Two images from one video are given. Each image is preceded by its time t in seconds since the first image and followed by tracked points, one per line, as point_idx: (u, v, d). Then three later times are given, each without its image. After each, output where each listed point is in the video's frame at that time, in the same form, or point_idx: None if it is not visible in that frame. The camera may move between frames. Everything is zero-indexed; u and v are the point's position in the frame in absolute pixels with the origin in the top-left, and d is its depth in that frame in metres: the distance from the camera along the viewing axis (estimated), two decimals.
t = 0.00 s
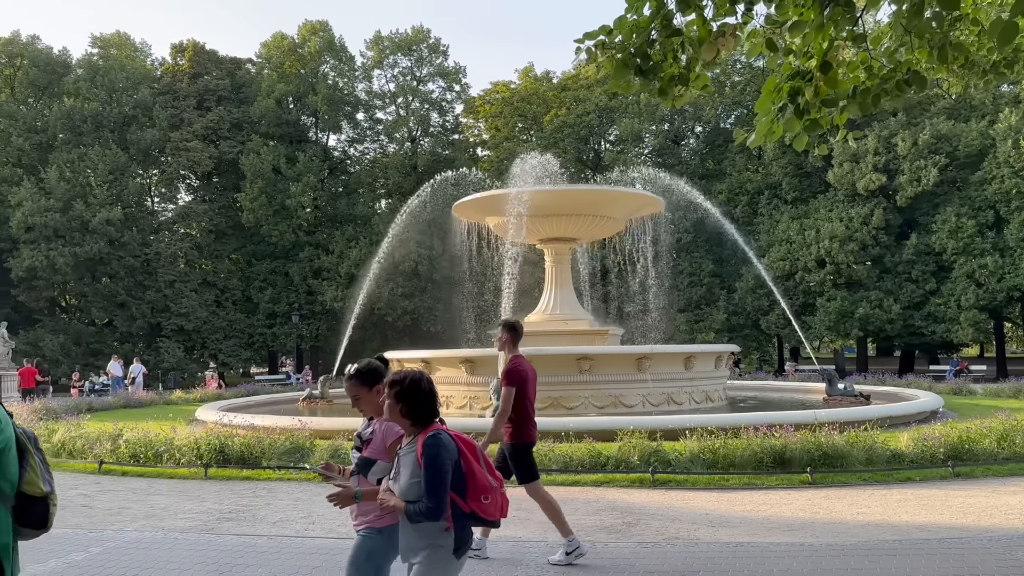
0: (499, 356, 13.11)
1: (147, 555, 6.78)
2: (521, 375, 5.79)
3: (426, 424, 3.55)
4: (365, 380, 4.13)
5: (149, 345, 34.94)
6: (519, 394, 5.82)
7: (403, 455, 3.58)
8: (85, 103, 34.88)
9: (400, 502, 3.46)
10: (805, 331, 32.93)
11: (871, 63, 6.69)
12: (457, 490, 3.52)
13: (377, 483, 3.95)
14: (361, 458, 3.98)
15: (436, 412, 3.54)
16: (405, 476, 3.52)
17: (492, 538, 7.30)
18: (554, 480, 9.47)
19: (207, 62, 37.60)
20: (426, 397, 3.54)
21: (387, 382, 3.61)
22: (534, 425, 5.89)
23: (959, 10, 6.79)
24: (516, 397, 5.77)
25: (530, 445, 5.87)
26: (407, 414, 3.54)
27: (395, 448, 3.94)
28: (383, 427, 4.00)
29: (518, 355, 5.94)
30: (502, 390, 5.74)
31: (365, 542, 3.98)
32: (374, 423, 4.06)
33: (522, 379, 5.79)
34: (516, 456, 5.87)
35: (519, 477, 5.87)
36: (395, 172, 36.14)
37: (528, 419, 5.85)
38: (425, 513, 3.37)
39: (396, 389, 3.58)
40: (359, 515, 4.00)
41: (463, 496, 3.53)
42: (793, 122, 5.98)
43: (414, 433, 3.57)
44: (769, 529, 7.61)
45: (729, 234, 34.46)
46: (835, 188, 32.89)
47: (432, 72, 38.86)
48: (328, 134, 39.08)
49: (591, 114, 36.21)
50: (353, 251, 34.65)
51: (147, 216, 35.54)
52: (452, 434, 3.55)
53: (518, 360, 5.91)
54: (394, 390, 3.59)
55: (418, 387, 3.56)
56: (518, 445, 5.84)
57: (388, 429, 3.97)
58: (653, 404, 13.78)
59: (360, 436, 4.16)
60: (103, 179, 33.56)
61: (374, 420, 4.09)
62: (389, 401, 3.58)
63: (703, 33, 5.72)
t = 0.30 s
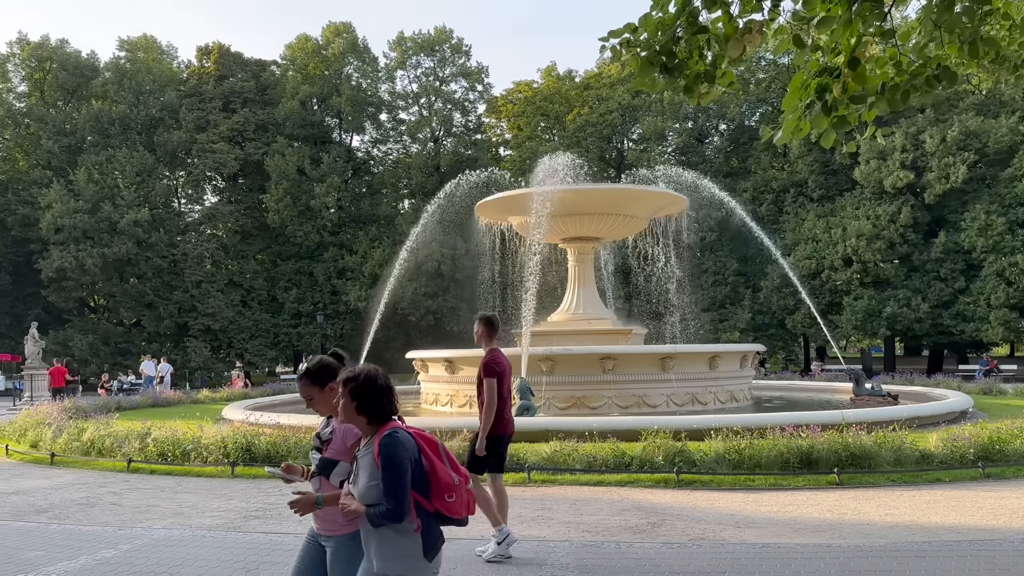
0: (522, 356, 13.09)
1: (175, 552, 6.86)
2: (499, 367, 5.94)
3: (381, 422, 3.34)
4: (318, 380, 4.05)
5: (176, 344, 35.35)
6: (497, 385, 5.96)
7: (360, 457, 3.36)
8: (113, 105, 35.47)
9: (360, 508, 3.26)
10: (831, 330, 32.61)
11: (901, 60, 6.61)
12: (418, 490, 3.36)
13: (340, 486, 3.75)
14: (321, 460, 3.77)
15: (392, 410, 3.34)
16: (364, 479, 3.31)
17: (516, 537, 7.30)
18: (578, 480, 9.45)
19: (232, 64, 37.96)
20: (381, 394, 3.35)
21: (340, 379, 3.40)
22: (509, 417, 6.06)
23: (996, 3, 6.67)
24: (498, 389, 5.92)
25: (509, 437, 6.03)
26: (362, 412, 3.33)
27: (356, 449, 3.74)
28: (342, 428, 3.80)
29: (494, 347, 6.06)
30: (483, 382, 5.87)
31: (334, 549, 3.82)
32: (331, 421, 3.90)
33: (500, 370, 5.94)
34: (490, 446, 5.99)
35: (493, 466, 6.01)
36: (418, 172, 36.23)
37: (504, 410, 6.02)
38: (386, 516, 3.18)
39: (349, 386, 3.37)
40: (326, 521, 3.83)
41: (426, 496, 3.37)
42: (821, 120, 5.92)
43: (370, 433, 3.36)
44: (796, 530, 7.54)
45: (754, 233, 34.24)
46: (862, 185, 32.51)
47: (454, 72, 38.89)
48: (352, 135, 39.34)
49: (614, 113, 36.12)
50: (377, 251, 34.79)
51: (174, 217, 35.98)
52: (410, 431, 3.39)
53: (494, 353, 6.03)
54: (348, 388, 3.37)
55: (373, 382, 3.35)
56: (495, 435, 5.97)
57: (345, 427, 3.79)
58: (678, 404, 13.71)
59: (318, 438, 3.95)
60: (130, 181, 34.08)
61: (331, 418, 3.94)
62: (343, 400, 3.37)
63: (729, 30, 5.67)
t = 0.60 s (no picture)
0: (545, 355, 13.06)
1: (203, 550, 6.90)
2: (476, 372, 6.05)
3: (333, 423, 3.26)
4: (263, 385, 3.74)
5: (202, 344, 35.71)
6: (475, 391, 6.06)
7: (308, 458, 3.29)
8: (139, 108, 35.95)
9: (304, 511, 3.18)
10: (858, 329, 32.34)
11: (932, 55, 6.52)
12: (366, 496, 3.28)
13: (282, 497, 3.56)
14: (263, 469, 3.57)
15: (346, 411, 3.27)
16: (311, 481, 3.22)
17: (540, 537, 7.30)
18: (601, 479, 9.42)
19: (257, 66, 38.27)
20: (336, 394, 3.28)
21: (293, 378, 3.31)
22: (487, 421, 6.18)
23: None
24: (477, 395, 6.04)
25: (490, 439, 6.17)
26: (315, 412, 3.25)
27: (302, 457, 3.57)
28: (287, 435, 3.60)
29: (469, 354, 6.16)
30: (462, 390, 5.97)
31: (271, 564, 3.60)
32: (277, 429, 3.65)
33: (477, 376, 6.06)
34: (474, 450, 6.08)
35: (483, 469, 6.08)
36: (440, 172, 36.30)
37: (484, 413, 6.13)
38: (331, 520, 3.10)
39: (303, 384, 3.29)
40: (263, 535, 3.60)
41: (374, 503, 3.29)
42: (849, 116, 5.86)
43: (321, 434, 3.28)
44: (823, 531, 7.47)
45: (779, 231, 34.01)
46: (888, 183, 32.11)
47: (476, 72, 38.91)
48: (375, 135, 39.54)
49: (636, 111, 36.04)
50: (400, 251, 34.90)
51: (200, 218, 36.36)
52: (363, 434, 3.31)
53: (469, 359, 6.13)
54: (301, 387, 3.28)
55: (328, 382, 3.28)
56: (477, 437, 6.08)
57: (296, 435, 3.58)
58: (702, 404, 13.64)
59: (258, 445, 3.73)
60: (157, 182, 34.48)
61: (277, 426, 3.68)
62: (296, 398, 3.28)
63: (757, 26, 5.62)
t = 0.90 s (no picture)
0: (566, 355, 13.03)
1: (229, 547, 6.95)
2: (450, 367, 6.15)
3: (291, 425, 3.20)
4: (216, 379, 3.75)
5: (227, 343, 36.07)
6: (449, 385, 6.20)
7: (265, 463, 3.19)
8: (165, 110, 36.36)
9: (261, 517, 3.09)
10: (884, 328, 32.01)
11: (963, 50, 6.42)
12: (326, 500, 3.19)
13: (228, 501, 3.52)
14: (210, 472, 3.55)
15: (302, 411, 3.20)
16: (268, 486, 3.12)
17: (564, 537, 7.28)
18: (624, 479, 9.37)
19: (280, 68, 38.57)
20: (294, 395, 3.21)
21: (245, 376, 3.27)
22: (463, 414, 6.26)
23: None
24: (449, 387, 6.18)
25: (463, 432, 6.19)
26: (270, 413, 3.19)
27: (251, 459, 3.52)
28: (233, 437, 3.57)
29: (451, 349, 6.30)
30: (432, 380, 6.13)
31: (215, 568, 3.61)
32: (222, 431, 3.63)
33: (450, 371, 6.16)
34: (439, 445, 6.19)
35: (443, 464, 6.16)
36: (461, 172, 36.34)
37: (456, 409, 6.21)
38: (290, 526, 3.02)
39: (259, 385, 3.23)
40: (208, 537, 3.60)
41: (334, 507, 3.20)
42: (877, 112, 5.78)
43: (278, 436, 3.20)
44: (851, 532, 7.39)
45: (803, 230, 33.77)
46: (915, 179, 31.69)
47: (497, 72, 38.89)
48: (396, 136, 39.67)
49: (658, 109, 35.94)
50: (422, 251, 34.99)
51: (225, 219, 36.72)
52: (322, 437, 3.23)
53: (448, 353, 6.25)
54: (255, 387, 3.22)
55: (284, 383, 3.22)
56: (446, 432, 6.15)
57: (243, 439, 3.54)
58: (725, 403, 13.55)
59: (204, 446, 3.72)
60: (182, 184, 34.87)
61: (222, 427, 3.66)
62: (251, 398, 3.22)
63: (782, 22, 5.55)
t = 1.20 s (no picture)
0: (588, 354, 13.02)
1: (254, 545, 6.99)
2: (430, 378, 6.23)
3: (232, 431, 3.00)
4: (161, 380, 3.56)
5: (251, 343, 36.39)
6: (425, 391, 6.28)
7: (201, 470, 2.99)
8: (189, 112, 36.70)
9: (196, 527, 2.91)
10: (910, 327, 31.65)
11: (993, 44, 6.35)
12: (267, 512, 3.03)
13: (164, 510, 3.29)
14: (145, 479, 3.32)
15: (246, 418, 3.01)
16: (205, 494, 2.93)
17: (587, 537, 7.26)
18: (647, 479, 9.34)
19: (302, 69, 38.90)
20: (236, 401, 3.01)
21: (186, 379, 3.05)
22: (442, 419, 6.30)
23: None
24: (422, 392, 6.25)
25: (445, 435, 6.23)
26: (211, 418, 2.98)
27: (189, 466, 3.30)
28: (172, 443, 3.35)
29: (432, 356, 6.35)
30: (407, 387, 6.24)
31: None
32: (160, 436, 3.41)
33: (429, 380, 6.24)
34: (425, 448, 6.24)
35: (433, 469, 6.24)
36: (482, 172, 36.35)
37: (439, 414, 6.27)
38: (229, 539, 2.85)
39: (199, 388, 3.01)
40: (139, 550, 3.36)
41: (275, 520, 3.05)
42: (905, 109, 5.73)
43: (218, 442, 3.00)
44: (878, 533, 7.32)
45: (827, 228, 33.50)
46: (941, 177, 31.28)
47: (518, 71, 38.88)
48: (417, 136, 39.78)
49: (680, 107, 35.81)
50: (443, 250, 35.08)
51: (248, 220, 37.03)
52: (266, 446, 3.06)
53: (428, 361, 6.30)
54: (195, 389, 3.02)
55: (226, 386, 3.02)
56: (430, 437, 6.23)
57: (182, 445, 3.32)
58: (749, 403, 13.47)
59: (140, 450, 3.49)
60: (206, 185, 35.20)
61: (160, 431, 3.44)
62: (189, 400, 3.02)
63: (809, 19, 5.51)
